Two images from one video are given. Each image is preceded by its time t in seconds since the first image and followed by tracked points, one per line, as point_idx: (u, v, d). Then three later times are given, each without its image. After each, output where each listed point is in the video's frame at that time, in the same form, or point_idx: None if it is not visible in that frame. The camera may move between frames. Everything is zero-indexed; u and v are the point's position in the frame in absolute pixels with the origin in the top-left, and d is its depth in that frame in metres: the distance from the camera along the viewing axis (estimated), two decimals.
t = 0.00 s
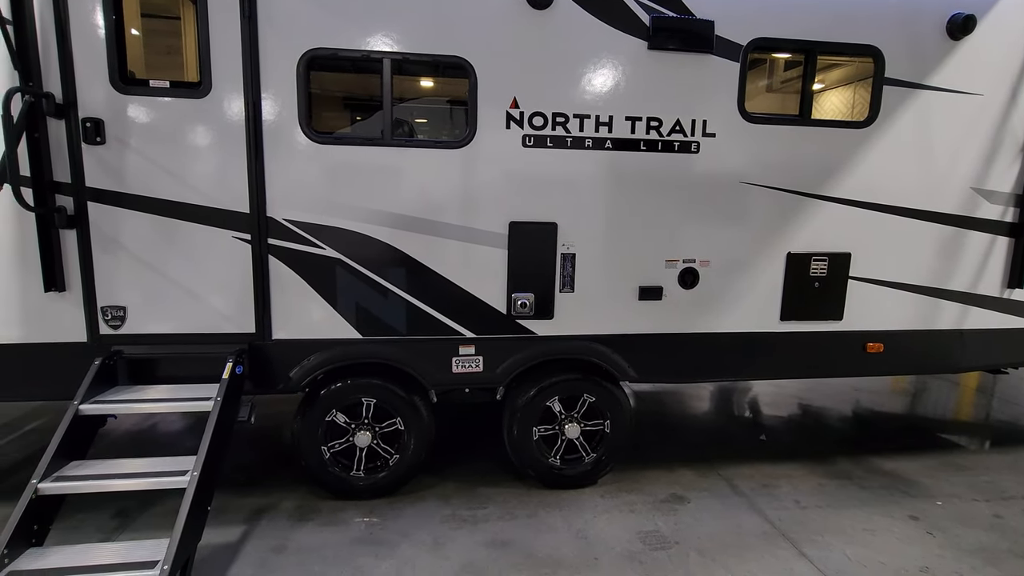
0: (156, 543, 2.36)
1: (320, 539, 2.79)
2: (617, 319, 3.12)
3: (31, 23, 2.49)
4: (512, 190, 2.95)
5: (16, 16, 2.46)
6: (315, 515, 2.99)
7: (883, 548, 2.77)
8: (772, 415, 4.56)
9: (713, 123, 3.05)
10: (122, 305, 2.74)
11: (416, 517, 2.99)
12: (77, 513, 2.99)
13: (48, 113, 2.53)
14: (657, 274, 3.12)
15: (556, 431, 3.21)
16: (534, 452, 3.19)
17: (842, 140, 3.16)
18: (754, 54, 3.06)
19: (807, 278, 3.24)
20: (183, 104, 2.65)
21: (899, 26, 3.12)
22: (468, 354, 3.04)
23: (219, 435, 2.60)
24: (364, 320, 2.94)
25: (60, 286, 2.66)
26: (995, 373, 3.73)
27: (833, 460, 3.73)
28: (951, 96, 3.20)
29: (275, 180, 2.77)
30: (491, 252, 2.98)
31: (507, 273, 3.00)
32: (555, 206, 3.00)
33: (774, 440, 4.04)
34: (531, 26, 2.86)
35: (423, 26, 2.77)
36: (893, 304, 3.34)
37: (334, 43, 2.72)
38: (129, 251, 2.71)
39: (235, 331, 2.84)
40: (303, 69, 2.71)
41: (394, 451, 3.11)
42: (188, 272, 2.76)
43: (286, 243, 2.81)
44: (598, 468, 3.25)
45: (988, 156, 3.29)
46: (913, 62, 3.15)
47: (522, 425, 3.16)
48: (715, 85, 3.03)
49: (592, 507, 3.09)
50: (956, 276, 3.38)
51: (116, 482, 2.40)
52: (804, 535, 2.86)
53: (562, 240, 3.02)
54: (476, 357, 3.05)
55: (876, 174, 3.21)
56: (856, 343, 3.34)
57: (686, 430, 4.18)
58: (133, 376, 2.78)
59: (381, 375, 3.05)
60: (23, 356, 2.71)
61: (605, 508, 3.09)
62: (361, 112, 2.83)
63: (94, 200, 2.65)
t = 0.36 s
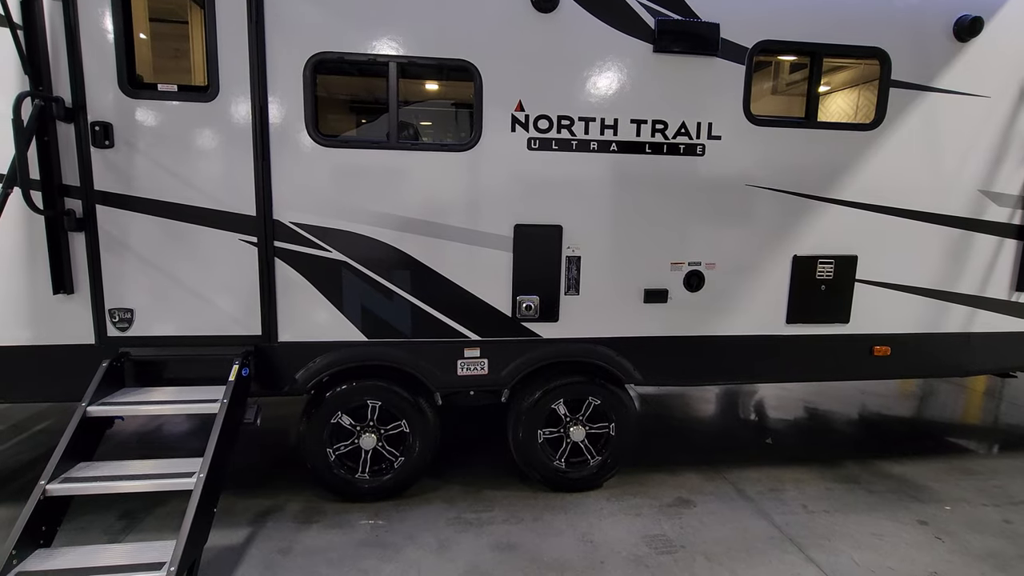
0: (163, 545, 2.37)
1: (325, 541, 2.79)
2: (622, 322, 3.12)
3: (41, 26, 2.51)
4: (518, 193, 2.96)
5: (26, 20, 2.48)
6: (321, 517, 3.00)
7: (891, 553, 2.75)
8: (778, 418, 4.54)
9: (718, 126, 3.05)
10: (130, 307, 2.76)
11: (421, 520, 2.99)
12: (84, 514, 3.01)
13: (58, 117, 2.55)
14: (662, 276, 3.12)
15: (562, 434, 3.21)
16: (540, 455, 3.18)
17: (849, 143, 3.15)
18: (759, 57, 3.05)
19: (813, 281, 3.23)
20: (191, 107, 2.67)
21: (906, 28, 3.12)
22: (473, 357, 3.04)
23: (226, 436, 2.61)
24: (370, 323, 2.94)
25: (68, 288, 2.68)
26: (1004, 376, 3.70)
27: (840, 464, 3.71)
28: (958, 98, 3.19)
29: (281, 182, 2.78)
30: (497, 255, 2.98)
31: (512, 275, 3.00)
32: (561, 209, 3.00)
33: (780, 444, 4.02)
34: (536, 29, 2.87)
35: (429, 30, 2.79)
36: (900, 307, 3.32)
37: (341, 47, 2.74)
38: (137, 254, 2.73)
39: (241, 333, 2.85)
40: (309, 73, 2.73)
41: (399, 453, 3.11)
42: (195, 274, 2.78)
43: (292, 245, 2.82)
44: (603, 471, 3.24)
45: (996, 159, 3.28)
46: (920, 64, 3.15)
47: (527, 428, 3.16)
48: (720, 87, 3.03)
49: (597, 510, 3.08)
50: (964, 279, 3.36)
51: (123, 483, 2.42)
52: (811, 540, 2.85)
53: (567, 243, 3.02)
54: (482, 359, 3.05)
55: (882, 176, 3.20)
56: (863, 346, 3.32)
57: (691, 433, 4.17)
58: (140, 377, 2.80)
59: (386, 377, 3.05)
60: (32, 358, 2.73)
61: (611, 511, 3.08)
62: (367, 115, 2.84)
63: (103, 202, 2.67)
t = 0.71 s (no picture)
0: (168, 547, 2.39)
1: (329, 544, 2.80)
2: (625, 325, 3.13)
3: (50, 33, 2.54)
4: (521, 197, 2.97)
5: (35, 27, 2.51)
6: (324, 520, 3.01)
7: (896, 558, 2.74)
8: (782, 422, 4.53)
9: (721, 130, 3.05)
10: (136, 311, 2.78)
11: (425, 523, 2.99)
12: (90, 517, 3.03)
13: (66, 123, 2.58)
14: (666, 280, 3.12)
15: (565, 437, 3.21)
16: (543, 458, 3.18)
17: (852, 146, 3.15)
18: (762, 61, 3.06)
19: (816, 285, 3.22)
20: (197, 113, 2.69)
21: (909, 32, 3.12)
22: (476, 360, 3.05)
23: (231, 439, 2.62)
24: (374, 326, 2.95)
25: (75, 292, 2.70)
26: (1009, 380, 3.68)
27: (844, 468, 3.70)
28: (962, 102, 3.19)
29: (286, 186, 2.80)
30: (500, 258, 2.99)
31: (515, 279, 3.01)
32: (564, 213, 3.01)
33: (785, 448, 4.01)
34: (539, 34, 2.88)
35: (433, 36, 2.81)
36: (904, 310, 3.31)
37: (346, 52, 2.76)
38: (143, 257, 2.75)
39: (246, 336, 2.87)
40: (314, 78, 2.75)
41: (402, 456, 3.12)
42: (201, 278, 2.80)
43: (297, 249, 2.84)
44: (606, 474, 3.24)
45: (1000, 162, 3.27)
46: (923, 68, 3.15)
47: (530, 431, 3.16)
48: (723, 91, 3.04)
49: (600, 514, 3.08)
50: (968, 282, 3.35)
51: (129, 486, 2.43)
52: (815, 544, 2.84)
53: (570, 247, 3.03)
54: (485, 363, 3.06)
55: (886, 180, 3.20)
56: (867, 350, 3.31)
57: (695, 436, 4.17)
58: (146, 380, 2.82)
59: (390, 380, 3.06)
60: (39, 361, 2.75)
61: (614, 515, 3.08)
62: (372, 120, 2.86)
63: (110, 206, 2.70)
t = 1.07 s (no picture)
0: (172, 548, 2.40)
1: (333, 546, 2.80)
2: (628, 328, 3.12)
3: (58, 38, 2.57)
4: (524, 199, 2.97)
5: (44, 32, 2.54)
6: (328, 522, 3.01)
7: (902, 562, 2.72)
8: (787, 426, 4.51)
9: (724, 132, 3.05)
10: (141, 313, 2.80)
11: (428, 525, 3.00)
12: (95, 517, 3.04)
13: (73, 126, 2.60)
14: (669, 282, 3.12)
15: (568, 439, 3.21)
16: (546, 461, 3.18)
17: (856, 149, 3.14)
18: (766, 63, 3.06)
19: (821, 287, 3.21)
20: (202, 116, 2.71)
21: (913, 34, 3.11)
22: (480, 362, 3.05)
23: (235, 440, 2.64)
24: (377, 328, 2.96)
25: (81, 293, 2.72)
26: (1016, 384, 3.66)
27: (849, 471, 3.68)
28: (967, 104, 3.18)
29: (290, 189, 2.81)
30: (503, 261, 3.00)
31: (518, 281, 3.02)
32: (567, 216, 3.01)
33: (789, 451, 3.99)
34: (543, 37, 2.89)
35: (437, 39, 2.82)
36: (909, 313, 3.30)
37: (350, 55, 2.77)
38: (148, 260, 2.77)
39: (250, 338, 2.88)
40: (319, 81, 2.77)
41: (405, 458, 3.12)
42: (205, 280, 2.81)
43: (300, 251, 2.85)
44: (610, 477, 3.23)
45: (1005, 165, 3.26)
46: (927, 70, 3.14)
47: (534, 434, 3.16)
48: (726, 94, 3.03)
49: (604, 517, 3.07)
50: (974, 285, 3.33)
51: (134, 486, 2.45)
52: (820, 548, 2.82)
53: (573, 249, 3.04)
54: (488, 365, 3.06)
55: (890, 182, 3.19)
56: (872, 353, 3.30)
57: (699, 440, 4.16)
58: (151, 382, 2.83)
59: (393, 382, 3.07)
60: (45, 362, 2.77)
61: (617, 518, 3.07)
62: (376, 123, 2.87)
63: (116, 209, 2.72)
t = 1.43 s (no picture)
0: (177, 547, 2.41)
1: (336, 546, 2.82)
2: (631, 330, 3.13)
3: (67, 43, 2.60)
4: (527, 202, 2.98)
5: (53, 37, 2.57)
6: (331, 523, 3.03)
7: (906, 566, 2.71)
8: (792, 428, 4.49)
9: (727, 134, 3.05)
10: (147, 314, 2.83)
11: (431, 526, 3.00)
12: (101, 517, 3.07)
13: (82, 130, 2.64)
14: (672, 284, 3.12)
15: (571, 441, 3.21)
16: (549, 463, 3.19)
17: (860, 151, 3.14)
18: (769, 66, 3.06)
19: (824, 289, 3.21)
20: (208, 120, 2.74)
21: (917, 36, 3.11)
22: (483, 364, 3.06)
23: (239, 441, 2.65)
24: (380, 330, 2.98)
25: (88, 295, 2.75)
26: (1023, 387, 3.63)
27: (854, 474, 3.67)
28: (971, 106, 3.17)
29: (295, 192, 2.84)
30: (506, 263, 3.01)
31: (522, 283, 3.02)
32: (570, 218, 3.02)
33: (793, 454, 3.98)
34: (546, 40, 2.90)
35: (441, 43, 2.84)
36: (914, 315, 3.28)
37: (355, 59, 2.80)
38: (155, 262, 2.80)
39: (255, 339, 2.91)
40: (323, 85, 2.79)
41: (409, 460, 3.13)
42: (210, 282, 2.84)
43: (305, 253, 2.87)
44: (613, 479, 3.23)
45: (1010, 166, 3.24)
46: (932, 72, 3.13)
47: (536, 435, 3.16)
48: (729, 96, 3.04)
49: (607, 519, 3.07)
50: (979, 288, 3.31)
51: (140, 486, 2.47)
52: (824, 551, 2.81)
53: (576, 251, 3.04)
54: (491, 367, 3.07)
55: (894, 184, 3.18)
56: (876, 355, 3.28)
57: (703, 442, 4.15)
58: (157, 383, 2.86)
59: (396, 384, 3.08)
60: (53, 363, 2.80)
61: (620, 520, 3.07)
62: (380, 126, 2.89)
63: (123, 212, 2.75)
